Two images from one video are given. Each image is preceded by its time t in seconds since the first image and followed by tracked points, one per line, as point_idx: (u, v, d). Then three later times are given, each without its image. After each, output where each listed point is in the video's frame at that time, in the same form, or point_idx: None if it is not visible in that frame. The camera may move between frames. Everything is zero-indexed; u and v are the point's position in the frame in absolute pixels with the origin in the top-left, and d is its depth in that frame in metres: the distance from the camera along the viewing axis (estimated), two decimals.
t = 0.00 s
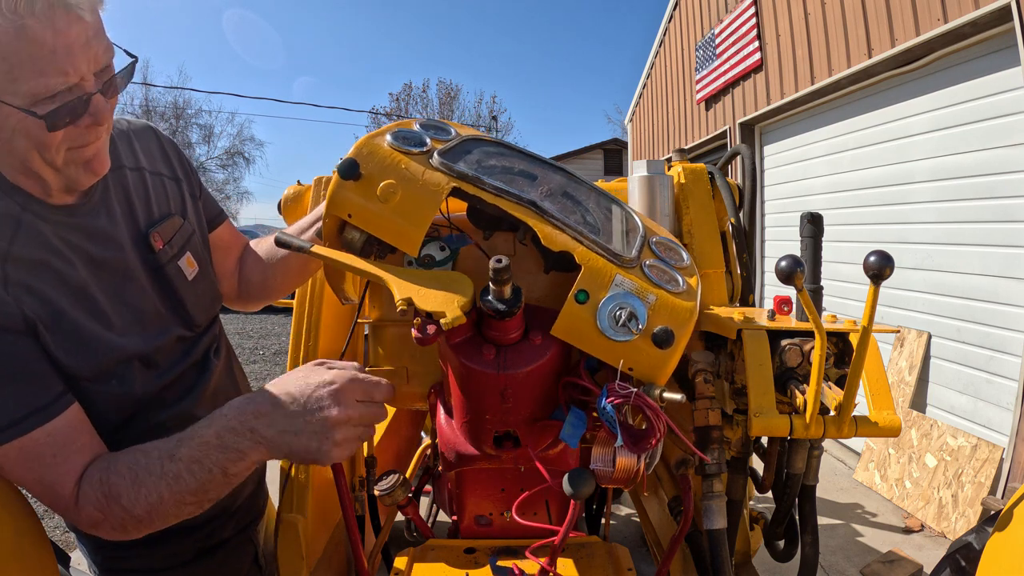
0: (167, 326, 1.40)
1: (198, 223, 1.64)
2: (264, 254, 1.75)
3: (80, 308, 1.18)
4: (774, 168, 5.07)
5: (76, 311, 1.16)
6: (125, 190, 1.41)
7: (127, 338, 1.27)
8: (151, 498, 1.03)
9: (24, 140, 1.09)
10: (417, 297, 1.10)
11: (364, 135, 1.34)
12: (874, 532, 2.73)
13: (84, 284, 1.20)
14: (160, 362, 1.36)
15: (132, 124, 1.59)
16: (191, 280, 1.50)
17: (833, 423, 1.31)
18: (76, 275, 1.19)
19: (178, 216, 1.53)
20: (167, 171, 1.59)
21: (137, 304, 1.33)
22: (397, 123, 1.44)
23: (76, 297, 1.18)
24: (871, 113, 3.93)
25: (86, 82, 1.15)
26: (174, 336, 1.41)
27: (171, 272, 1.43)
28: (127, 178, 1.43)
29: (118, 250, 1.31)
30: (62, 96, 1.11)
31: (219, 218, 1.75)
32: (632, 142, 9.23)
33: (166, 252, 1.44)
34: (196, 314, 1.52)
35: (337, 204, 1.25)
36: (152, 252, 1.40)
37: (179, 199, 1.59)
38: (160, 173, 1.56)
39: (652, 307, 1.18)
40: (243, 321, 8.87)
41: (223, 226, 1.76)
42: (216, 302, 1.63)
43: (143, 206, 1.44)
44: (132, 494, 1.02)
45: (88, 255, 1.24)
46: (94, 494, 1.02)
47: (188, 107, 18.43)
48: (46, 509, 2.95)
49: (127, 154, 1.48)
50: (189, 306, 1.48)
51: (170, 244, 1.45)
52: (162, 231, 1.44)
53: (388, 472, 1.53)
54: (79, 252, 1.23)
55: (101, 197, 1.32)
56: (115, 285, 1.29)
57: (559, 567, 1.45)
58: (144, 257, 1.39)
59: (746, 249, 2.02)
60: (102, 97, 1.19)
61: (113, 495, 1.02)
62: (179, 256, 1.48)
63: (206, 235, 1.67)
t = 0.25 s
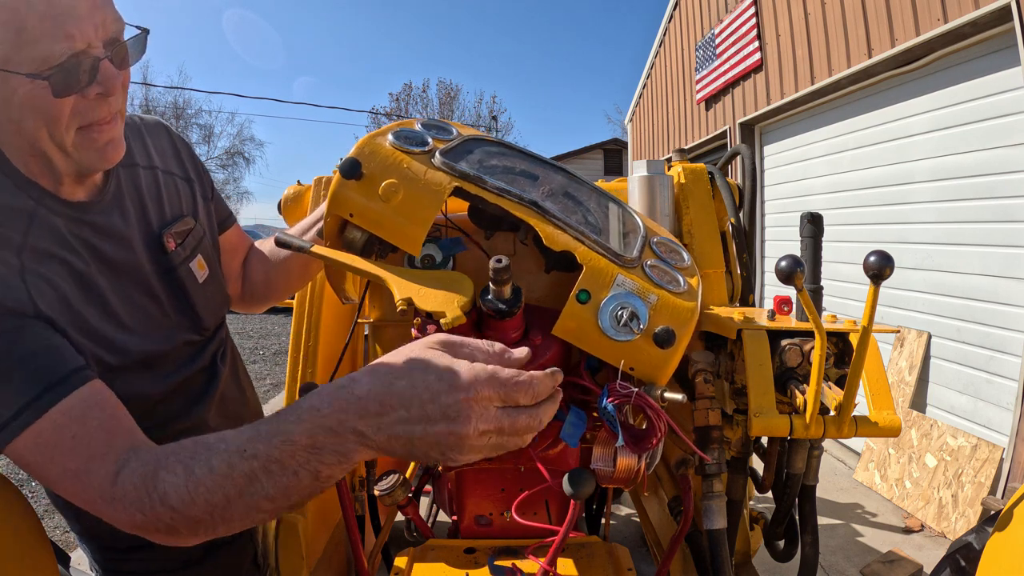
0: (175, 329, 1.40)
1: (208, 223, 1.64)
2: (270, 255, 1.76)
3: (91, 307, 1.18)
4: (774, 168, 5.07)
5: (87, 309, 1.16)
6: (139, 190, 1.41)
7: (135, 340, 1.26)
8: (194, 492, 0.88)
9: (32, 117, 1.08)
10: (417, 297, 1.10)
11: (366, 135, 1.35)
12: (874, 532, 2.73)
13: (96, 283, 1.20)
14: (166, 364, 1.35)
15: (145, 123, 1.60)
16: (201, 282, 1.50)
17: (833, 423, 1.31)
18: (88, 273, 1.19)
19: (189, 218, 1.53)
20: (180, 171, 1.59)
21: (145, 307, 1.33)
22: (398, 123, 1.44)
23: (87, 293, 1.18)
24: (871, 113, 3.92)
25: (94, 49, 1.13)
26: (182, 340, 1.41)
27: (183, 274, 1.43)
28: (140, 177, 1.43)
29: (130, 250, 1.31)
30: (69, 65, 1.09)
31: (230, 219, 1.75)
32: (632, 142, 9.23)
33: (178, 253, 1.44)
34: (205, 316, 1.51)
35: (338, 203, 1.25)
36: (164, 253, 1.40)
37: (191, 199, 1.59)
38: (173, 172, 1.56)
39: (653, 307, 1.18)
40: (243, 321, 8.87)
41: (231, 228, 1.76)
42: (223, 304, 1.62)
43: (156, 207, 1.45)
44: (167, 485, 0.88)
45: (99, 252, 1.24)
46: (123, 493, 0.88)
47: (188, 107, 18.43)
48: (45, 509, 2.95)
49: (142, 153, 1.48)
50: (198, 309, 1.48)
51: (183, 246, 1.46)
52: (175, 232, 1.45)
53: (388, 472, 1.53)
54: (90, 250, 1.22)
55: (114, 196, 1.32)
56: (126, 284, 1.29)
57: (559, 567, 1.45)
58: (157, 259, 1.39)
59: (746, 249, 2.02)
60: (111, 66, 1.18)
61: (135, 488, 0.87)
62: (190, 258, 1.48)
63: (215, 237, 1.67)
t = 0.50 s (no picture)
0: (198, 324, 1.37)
1: (217, 221, 1.63)
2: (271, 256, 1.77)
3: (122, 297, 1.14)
4: (774, 168, 5.07)
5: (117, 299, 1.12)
6: (154, 186, 1.39)
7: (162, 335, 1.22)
8: (304, 454, 0.73)
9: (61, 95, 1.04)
10: (417, 297, 1.10)
11: (366, 136, 1.35)
12: (874, 532, 2.73)
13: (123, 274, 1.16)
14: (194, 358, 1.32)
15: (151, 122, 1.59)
16: (216, 279, 1.48)
17: (834, 423, 1.31)
18: (116, 263, 1.15)
19: (202, 215, 1.52)
20: (188, 170, 1.59)
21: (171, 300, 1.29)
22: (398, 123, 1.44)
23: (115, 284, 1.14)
24: (871, 113, 3.92)
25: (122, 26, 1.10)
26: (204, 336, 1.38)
27: (200, 271, 1.41)
28: (154, 173, 1.41)
29: (154, 244, 1.28)
30: (102, 38, 1.05)
31: (231, 220, 1.74)
32: (632, 142, 9.23)
33: (195, 250, 1.41)
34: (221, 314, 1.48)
35: (338, 203, 1.25)
36: (183, 249, 1.38)
37: (199, 198, 1.59)
38: (180, 170, 1.55)
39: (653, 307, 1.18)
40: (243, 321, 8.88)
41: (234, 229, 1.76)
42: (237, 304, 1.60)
43: (170, 204, 1.42)
44: (270, 445, 0.74)
45: (127, 244, 1.20)
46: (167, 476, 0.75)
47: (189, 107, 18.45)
48: (45, 509, 2.95)
49: (151, 150, 1.47)
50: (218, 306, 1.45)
51: (199, 242, 1.43)
52: (191, 229, 1.43)
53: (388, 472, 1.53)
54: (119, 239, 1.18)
55: (134, 189, 1.29)
56: (151, 278, 1.26)
57: (559, 567, 1.45)
58: (176, 255, 1.36)
59: (746, 249, 2.02)
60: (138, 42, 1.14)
61: (224, 451, 0.74)
62: (206, 255, 1.46)
63: (223, 236, 1.66)
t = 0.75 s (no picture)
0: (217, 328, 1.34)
1: (229, 223, 1.63)
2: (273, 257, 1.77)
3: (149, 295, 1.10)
4: (774, 168, 5.07)
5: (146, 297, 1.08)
6: (170, 186, 1.37)
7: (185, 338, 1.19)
8: (385, 445, 0.76)
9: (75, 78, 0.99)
10: (417, 297, 1.11)
11: (364, 137, 1.35)
12: (874, 532, 2.73)
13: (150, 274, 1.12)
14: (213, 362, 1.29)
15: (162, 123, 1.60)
16: (232, 283, 1.45)
17: (833, 423, 1.31)
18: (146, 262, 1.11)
19: (216, 217, 1.50)
20: (199, 171, 1.58)
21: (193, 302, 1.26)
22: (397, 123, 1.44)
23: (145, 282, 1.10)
24: (871, 113, 3.92)
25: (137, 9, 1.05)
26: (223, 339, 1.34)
27: (218, 274, 1.38)
28: (169, 172, 1.40)
29: (174, 245, 1.26)
30: (123, 19, 1.01)
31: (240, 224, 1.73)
32: (632, 142, 9.23)
33: (212, 252, 1.39)
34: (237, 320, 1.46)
35: (338, 206, 1.26)
36: (201, 252, 1.35)
37: (211, 200, 1.58)
38: (193, 172, 1.54)
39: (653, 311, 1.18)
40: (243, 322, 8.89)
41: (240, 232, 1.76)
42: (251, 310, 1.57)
43: (185, 205, 1.41)
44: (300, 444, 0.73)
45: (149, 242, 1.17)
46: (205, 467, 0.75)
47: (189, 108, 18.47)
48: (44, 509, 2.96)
49: (165, 150, 1.47)
50: (234, 311, 1.42)
51: (216, 245, 1.41)
52: (208, 231, 1.41)
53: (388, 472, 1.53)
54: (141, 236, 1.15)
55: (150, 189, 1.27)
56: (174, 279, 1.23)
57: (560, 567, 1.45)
58: (194, 258, 1.33)
59: (746, 249, 2.02)
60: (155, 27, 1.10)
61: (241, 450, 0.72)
62: (222, 259, 1.44)
63: (234, 239, 1.65)
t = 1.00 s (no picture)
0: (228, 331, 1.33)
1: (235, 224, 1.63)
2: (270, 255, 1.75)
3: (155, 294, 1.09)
4: (774, 168, 5.07)
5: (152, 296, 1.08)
6: (178, 188, 1.37)
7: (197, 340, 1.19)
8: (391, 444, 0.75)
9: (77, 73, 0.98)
10: (418, 298, 1.10)
11: (362, 139, 1.34)
12: (874, 532, 2.73)
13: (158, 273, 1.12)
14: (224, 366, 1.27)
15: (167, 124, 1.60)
16: (242, 287, 1.45)
17: (834, 423, 1.31)
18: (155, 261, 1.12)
19: (224, 220, 1.51)
20: (206, 173, 1.59)
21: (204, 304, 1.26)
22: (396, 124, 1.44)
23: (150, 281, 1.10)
24: (871, 113, 3.92)
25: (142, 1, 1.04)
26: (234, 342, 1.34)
27: (229, 276, 1.39)
28: (174, 173, 1.41)
29: (184, 247, 1.26)
30: (127, 15, 1.01)
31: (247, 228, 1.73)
32: (632, 142, 9.23)
33: (223, 254, 1.39)
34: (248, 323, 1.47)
35: (337, 209, 1.26)
36: (212, 255, 1.35)
37: (219, 203, 1.59)
38: (201, 175, 1.55)
39: (652, 315, 1.17)
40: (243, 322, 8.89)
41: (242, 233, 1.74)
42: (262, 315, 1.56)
43: (193, 207, 1.41)
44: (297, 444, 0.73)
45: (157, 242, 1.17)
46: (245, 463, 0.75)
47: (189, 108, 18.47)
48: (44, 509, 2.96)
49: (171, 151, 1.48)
50: (246, 315, 1.42)
51: (226, 247, 1.42)
52: (218, 234, 1.41)
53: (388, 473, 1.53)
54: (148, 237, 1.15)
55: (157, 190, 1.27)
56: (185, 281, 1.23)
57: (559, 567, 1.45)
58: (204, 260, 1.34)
59: (745, 249, 2.02)
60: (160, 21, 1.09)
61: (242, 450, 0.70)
62: (232, 262, 1.44)
63: (242, 242, 1.65)
